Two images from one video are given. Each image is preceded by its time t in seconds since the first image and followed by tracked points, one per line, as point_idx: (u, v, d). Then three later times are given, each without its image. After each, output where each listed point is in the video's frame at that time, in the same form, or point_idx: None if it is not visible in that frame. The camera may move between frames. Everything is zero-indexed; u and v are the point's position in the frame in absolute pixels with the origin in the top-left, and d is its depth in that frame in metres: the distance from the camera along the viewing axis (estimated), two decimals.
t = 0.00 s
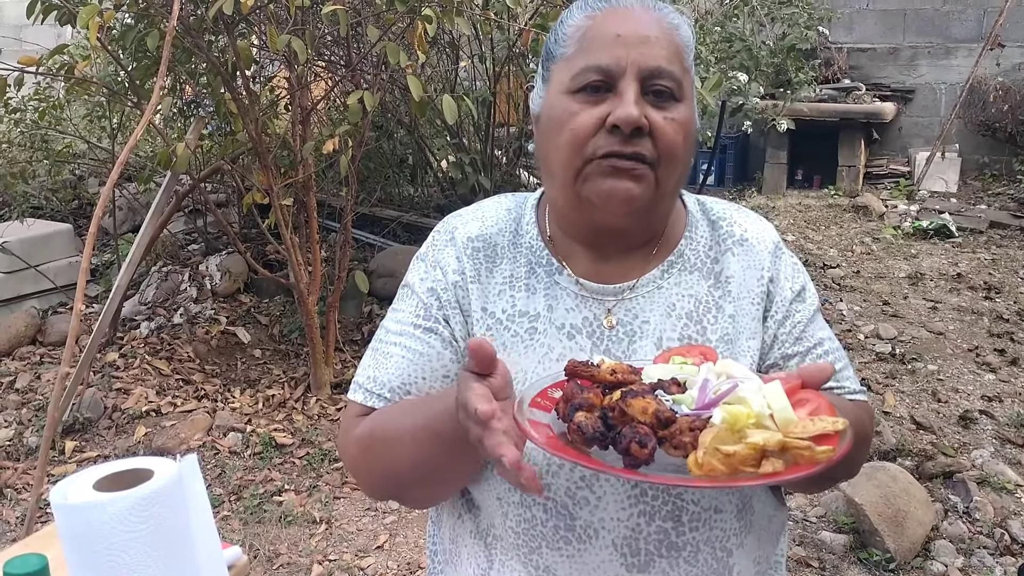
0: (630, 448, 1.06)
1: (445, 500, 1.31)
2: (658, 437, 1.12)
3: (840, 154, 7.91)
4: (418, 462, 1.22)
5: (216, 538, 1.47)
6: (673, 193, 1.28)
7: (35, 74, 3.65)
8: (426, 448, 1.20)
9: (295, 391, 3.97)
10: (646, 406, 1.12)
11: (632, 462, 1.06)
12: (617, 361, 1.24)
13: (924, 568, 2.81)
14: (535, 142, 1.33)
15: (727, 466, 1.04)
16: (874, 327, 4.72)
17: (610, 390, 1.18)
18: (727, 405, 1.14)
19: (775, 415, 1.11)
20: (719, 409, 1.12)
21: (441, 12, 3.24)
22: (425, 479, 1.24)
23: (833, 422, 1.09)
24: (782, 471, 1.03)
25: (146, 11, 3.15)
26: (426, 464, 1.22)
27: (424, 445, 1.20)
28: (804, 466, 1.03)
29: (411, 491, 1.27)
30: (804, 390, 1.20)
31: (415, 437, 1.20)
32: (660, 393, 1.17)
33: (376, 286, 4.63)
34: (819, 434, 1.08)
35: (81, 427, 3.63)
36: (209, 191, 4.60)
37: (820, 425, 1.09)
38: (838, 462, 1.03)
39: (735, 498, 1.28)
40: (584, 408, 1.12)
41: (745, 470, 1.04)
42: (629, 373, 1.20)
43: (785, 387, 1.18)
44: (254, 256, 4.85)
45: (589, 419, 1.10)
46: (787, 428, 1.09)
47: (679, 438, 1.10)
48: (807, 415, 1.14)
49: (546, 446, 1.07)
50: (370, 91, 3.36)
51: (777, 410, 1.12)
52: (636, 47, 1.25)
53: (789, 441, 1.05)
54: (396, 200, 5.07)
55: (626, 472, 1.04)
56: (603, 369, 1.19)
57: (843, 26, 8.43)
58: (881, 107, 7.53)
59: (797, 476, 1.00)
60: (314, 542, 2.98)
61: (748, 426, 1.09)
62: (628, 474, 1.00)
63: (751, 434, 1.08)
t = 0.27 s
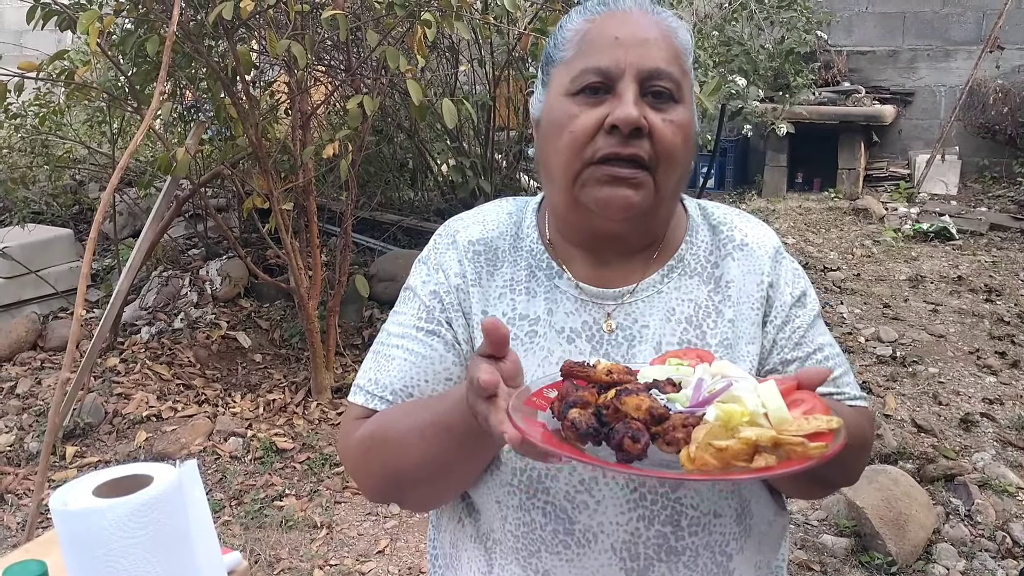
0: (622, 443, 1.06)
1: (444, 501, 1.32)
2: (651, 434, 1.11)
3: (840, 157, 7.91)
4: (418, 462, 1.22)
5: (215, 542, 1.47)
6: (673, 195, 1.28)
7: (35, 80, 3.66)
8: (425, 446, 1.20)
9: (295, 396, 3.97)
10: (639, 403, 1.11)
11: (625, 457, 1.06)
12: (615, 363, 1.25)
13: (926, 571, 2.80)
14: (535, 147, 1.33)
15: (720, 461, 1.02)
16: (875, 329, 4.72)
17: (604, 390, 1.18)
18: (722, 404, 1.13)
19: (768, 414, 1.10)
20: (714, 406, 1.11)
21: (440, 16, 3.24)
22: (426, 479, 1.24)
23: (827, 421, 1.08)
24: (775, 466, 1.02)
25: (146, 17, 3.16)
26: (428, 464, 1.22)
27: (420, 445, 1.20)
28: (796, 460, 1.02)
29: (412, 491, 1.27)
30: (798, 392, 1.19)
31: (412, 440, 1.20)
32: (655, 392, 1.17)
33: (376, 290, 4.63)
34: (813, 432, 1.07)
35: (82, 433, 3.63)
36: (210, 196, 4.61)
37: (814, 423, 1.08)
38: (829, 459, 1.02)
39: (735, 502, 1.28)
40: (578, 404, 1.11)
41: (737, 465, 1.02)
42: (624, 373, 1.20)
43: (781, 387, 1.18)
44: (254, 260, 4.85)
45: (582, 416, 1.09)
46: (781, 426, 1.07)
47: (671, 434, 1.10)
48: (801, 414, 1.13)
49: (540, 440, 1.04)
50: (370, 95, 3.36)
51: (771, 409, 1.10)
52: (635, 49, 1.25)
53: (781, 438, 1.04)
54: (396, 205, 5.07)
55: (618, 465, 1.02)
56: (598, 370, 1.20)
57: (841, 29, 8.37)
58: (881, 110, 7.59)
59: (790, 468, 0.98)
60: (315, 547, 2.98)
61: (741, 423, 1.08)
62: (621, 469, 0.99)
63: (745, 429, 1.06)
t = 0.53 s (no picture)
0: (631, 446, 1.07)
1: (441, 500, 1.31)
2: (659, 436, 1.12)
3: (841, 156, 7.90)
4: (421, 463, 1.22)
5: (215, 542, 1.47)
6: (673, 191, 1.27)
7: (36, 80, 3.66)
8: (428, 448, 1.20)
9: (296, 395, 3.97)
10: (647, 405, 1.11)
11: (632, 460, 1.07)
12: (619, 361, 1.25)
13: (927, 570, 2.80)
14: (534, 146, 1.33)
15: (728, 465, 1.04)
16: (876, 328, 4.71)
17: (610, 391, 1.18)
18: (728, 405, 1.13)
19: (775, 416, 1.11)
20: (720, 408, 1.12)
21: (441, 15, 3.24)
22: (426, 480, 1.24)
23: (835, 423, 1.08)
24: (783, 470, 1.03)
25: (147, 17, 3.16)
26: (430, 465, 1.22)
27: (424, 446, 1.20)
28: (804, 465, 1.03)
29: (412, 492, 1.27)
30: (804, 392, 1.20)
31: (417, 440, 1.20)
32: (661, 393, 1.17)
33: (378, 290, 4.64)
34: (820, 434, 1.07)
35: (83, 432, 3.64)
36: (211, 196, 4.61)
37: (821, 425, 1.08)
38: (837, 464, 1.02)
39: (737, 501, 1.28)
40: (585, 406, 1.13)
41: (746, 469, 1.03)
42: (630, 374, 1.20)
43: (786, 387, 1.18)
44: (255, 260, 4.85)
45: (589, 418, 1.11)
46: (788, 429, 1.09)
47: (679, 437, 1.10)
48: (808, 415, 1.14)
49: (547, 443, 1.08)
50: (371, 95, 3.36)
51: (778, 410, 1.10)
52: (631, 45, 1.25)
53: (789, 440, 1.04)
54: (397, 204, 5.07)
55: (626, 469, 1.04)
56: (604, 370, 1.20)
57: (843, 27, 8.36)
58: (882, 108, 7.54)
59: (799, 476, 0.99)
60: (316, 546, 2.98)
61: (749, 425, 1.09)
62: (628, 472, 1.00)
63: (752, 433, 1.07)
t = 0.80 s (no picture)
0: (643, 459, 1.07)
1: (409, 480, 1.23)
2: (670, 446, 1.13)
3: (840, 153, 7.90)
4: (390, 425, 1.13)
5: (215, 539, 1.47)
6: (672, 188, 1.27)
7: (34, 77, 3.65)
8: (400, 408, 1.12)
9: (295, 393, 3.97)
10: (656, 415, 1.12)
11: (646, 472, 1.07)
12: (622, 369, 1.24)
13: (926, 567, 2.81)
14: (534, 145, 1.33)
15: (742, 474, 1.03)
16: (875, 326, 4.71)
17: (616, 401, 1.18)
18: (736, 411, 1.14)
19: (783, 419, 1.11)
20: (729, 414, 1.12)
21: (440, 13, 3.24)
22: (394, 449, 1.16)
23: (842, 425, 1.11)
24: (796, 476, 1.04)
25: (145, 14, 3.15)
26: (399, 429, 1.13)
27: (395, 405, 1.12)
28: (817, 470, 1.05)
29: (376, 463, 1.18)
30: (810, 394, 1.21)
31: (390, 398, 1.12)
32: (667, 402, 1.18)
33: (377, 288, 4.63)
34: (829, 437, 1.09)
35: (82, 430, 3.64)
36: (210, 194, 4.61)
37: (830, 428, 1.11)
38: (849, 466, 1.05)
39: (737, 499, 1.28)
40: (593, 418, 1.13)
41: (760, 477, 1.04)
42: (635, 382, 1.19)
43: (793, 391, 1.19)
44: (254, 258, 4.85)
45: (598, 430, 1.11)
46: (797, 433, 1.10)
47: (690, 446, 1.11)
48: (815, 418, 1.15)
49: (558, 456, 1.09)
50: (369, 92, 3.36)
51: (786, 414, 1.12)
52: (629, 44, 1.25)
53: (800, 446, 1.07)
54: (396, 202, 5.06)
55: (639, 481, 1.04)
56: (608, 379, 1.20)
57: (842, 26, 8.41)
58: (882, 105, 7.55)
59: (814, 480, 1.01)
60: (316, 544, 2.98)
61: (759, 432, 1.09)
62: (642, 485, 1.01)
63: (762, 438, 1.08)
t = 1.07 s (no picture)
0: (626, 449, 1.09)
1: (392, 435, 1.17)
2: (654, 437, 1.14)
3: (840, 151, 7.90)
4: (387, 362, 1.07)
5: (214, 536, 1.47)
6: (667, 185, 1.27)
7: (33, 76, 3.65)
8: (403, 343, 1.06)
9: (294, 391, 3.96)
10: (641, 407, 1.13)
11: (628, 463, 1.09)
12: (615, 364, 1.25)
13: (925, 564, 2.81)
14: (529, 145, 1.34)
15: (723, 466, 1.06)
16: (874, 324, 4.72)
17: (605, 393, 1.19)
18: (722, 405, 1.15)
19: (770, 413, 1.11)
20: (715, 407, 1.13)
21: (439, 10, 3.23)
22: (385, 392, 1.10)
23: (829, 419, 1.10)
24: (778, 468, 1.04)
25: (144, 12, 3.15)
26: (397, 366, 1.07)
27: (399, 338, 1.06)
28: (799, 462, 1.05)
29: (360, 408, 1.12)
30: (799, 388, 1.20)
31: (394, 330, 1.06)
32: (656, 394, 1.18)
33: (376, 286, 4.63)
34: (815, 431, 1.09)
35: (81, 428, 3.63)
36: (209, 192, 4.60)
37: (816, 422, 1.10)
38: (832, 460, 1.04)
39: (736, 496, 1.28)
40: (580, 409, 1.14)
41: (740, 469, 1.06)
42: (625, 375, 1.20)
43: (782, 384, 1.19)
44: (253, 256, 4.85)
45: (585, 422, 1.12)
46: (783, 425, 1.09)
47: (674, 438, 1.12)
48: (803, 411, 1.15)
49: (544, 446, 1.09)
50: (368, 90, 3.35)
51: (773, 408, 1.12)
52: (618, 42, 1.25)
53: (784, 439, 1.06)
54: (395, 200, 5.06)
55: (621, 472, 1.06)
56: (598, 371, 1.20)
57: (841, 24, 8.41)
58: (881, 104, 7.56)
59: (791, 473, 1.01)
60: (315, 542, 2.98)
61: (743, 425, 1.10)
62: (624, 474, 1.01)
63: (745, 431, 1.09)
